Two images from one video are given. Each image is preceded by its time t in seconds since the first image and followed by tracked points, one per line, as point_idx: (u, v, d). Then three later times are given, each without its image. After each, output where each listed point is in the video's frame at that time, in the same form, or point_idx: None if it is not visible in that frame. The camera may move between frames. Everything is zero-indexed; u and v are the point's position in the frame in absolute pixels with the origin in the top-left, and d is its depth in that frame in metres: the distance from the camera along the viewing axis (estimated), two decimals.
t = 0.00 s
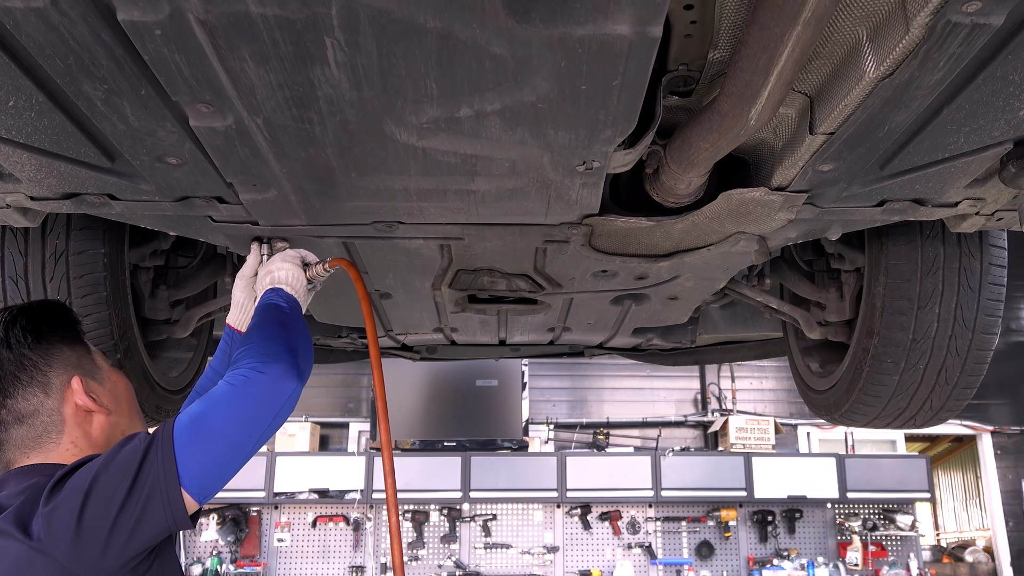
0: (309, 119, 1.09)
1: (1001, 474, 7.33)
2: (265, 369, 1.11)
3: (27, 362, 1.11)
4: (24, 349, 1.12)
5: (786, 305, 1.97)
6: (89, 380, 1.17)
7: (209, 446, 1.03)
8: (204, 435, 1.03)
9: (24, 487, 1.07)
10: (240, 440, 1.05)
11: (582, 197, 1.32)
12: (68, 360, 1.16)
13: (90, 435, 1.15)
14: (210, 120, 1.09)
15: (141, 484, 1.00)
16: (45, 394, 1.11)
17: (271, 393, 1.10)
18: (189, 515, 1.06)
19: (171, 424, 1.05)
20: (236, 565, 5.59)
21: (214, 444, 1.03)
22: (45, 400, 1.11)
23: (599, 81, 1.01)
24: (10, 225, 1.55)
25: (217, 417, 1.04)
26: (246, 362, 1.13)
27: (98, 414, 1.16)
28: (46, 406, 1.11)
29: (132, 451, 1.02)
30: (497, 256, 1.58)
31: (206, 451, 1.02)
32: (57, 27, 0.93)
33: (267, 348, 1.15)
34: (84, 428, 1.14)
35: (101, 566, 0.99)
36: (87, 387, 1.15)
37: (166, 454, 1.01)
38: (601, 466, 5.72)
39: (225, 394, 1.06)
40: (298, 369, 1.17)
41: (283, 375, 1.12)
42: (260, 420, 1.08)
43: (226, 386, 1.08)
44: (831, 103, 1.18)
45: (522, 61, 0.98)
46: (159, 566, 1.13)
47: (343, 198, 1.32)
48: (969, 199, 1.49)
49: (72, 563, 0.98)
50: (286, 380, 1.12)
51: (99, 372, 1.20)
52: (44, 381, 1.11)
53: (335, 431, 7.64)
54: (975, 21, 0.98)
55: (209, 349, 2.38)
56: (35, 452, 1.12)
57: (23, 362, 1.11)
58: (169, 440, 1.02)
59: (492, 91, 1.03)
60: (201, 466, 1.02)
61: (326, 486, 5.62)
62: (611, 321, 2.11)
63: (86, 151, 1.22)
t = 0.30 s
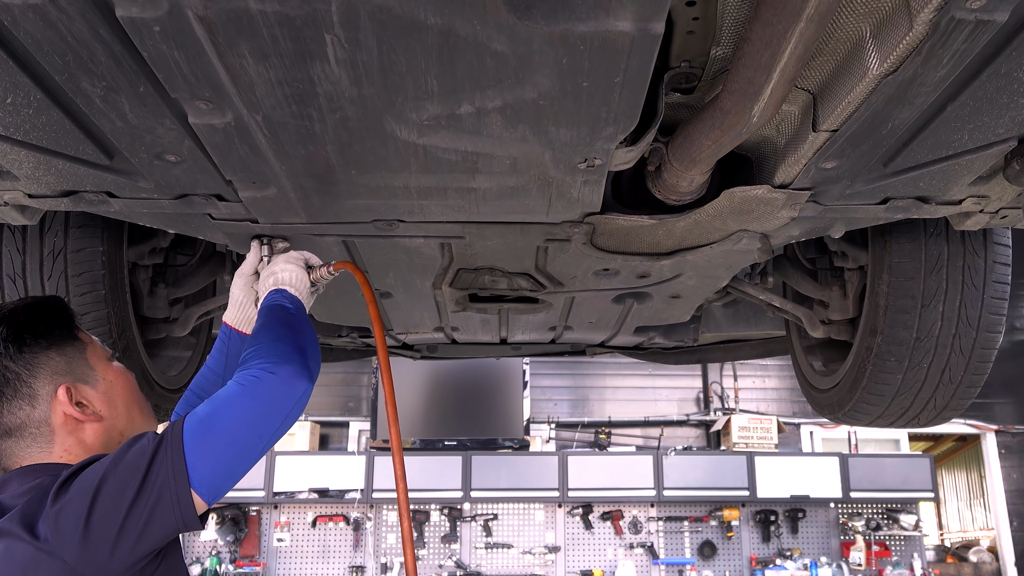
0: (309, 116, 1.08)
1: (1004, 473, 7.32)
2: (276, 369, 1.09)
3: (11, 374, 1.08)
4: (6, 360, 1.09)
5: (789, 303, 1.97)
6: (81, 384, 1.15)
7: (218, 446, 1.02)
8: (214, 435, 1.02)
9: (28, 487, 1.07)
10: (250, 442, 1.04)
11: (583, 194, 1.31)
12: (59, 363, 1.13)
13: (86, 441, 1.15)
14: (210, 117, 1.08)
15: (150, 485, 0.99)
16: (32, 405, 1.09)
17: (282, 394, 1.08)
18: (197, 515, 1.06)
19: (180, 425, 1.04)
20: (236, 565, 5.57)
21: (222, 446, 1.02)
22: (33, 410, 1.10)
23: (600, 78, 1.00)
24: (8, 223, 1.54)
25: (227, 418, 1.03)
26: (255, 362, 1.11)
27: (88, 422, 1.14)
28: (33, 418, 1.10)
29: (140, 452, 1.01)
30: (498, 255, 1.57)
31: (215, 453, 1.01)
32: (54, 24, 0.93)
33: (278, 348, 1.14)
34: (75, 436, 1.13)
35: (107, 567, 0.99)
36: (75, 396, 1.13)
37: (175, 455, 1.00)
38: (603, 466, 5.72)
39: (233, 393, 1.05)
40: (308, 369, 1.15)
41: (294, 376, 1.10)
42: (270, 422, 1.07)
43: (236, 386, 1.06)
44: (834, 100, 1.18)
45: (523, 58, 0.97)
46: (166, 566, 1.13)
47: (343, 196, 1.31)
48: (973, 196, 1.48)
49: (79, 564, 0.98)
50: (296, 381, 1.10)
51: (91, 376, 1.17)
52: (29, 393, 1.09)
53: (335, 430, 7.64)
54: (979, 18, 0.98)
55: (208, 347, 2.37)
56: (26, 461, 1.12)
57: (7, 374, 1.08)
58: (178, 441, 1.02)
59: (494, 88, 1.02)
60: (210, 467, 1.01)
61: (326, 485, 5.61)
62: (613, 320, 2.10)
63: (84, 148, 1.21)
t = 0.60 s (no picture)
0: (309, 114, 1.08)
1: (1009, 473, 7.30)
2: (318, 442, 1.06)
3: (11, 371, 1.06)
4: (7, 356, 1.06)
5: (792, 302, 1.96)
6: (84, 389, 1.11)
7: (238, 505, 1.00)
8: (237, 494, 1.00)
9: (27, 488, 1.04)
10: (266, 512, 1.01)
11: (585, 192, 1.30)
12: (66, 364, 1.10)
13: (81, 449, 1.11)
14: (209, 115, 1.07)
15: (163, 526, 0.97)
16: (29, 406, 1.07)
17: (314, 471, 1.05)
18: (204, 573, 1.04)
19: (211, 473, 1.03)
20: (236, 565, 5.50)
21: (244, 506, 1.00)
22: (27, 412, 1.07)
23: (601, 75, 0.99)
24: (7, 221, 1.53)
25: (249, 480, 1.02)
26: (298, 424, 1.09)
27: (83, 430, 1.10)
28: (27, 420, 1.07)
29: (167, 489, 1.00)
30: (500, 255, 1.57)
31: (228, 515, 0.99)
32: (53, 20, 0.92)
33: (327, 417, 1.11)
34: (71, 443, 1.10)
35: None
36: (71, 403, 1.09)
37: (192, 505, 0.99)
38: (604, 465, 5.72)
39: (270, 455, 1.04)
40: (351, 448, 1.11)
41: (332, 456, 1.06)
42: (291, 497, 1.03)
43: (276, 446, 1.05)
44: (837, 97, 1.17)
45: (524, 55, 0.96)
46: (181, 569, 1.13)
47: (343, 195, 1.31)
48: (977, 194, 1.47)
49: None
50: (333, 461, 1.06)
51: (97, 381, 1.12)
52: (27, 394, 1.07)
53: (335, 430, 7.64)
54: (983, 14, 0.97)
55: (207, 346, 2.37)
56: (21, 463, 1.09)
57: (6, 371, 1.06)
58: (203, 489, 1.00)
59: (494, 85, 1.02)
60: (224, 526, 0.99)
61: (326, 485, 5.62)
62: (615, 319, 2.09)
63: (83, 145, 1.21)
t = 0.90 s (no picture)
0: (309, 110, 1.07)
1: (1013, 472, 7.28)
2: (273, 400, 1.07)
3: (80, 395, 1.13)
4: (74, 382, 1.12)
5: (795, 299, 1.95)
6: (150, 406, 1.16)
7: (213, 482, 1.00)
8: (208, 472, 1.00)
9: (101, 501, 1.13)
10: (242, 483, 1.01)
11: (587, 188, 1.29)
12: (131, 384, 1.14)
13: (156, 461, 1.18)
14: (208, 112, 1.07)
15: (161, 518, 0.99)
16: (101, 425, 1.14)
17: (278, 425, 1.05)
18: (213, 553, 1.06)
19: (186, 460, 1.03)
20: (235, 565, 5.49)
21: (217, 481, 1.00)
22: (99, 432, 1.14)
23: (603, 72, 0.99)
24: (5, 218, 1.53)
25: (219, 452, 1.01)
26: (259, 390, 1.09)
27: (151, 445, 1.16)
28: (101, 438, 1.15)
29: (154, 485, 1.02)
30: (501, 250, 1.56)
31: (208, 489, 1.00)
32: (51, 17, 0.91)
33: (279, 375, 1.10)
34: (142, 456, 1.16)
35: None
36: (137, 422, 1.14)
37: (174, 497, 1.00)
38: (605, 464, 5.72)
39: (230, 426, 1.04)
40: (308, 400, 1.10)
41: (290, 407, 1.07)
42: (261, 459, 1.03)
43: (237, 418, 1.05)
44: (840, 94, 1.16)
45: (526, 52, 0.95)
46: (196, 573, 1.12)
47: (343, 191, 1.30)
48: (981, 191, 1.46)
49: None
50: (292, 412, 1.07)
51: (162, 397, 1.17)
52: (97, 416, 1.13)
53: (336, 428, 7.63)
54: (987, 10, 0.96)
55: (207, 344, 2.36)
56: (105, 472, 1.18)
57: (76, 395, 1.13)
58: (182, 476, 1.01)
59: (495, 82, 1.01)
60: (208, 504, 1.00)
61: (325, 484, 5.62)
62: (616, 316, 2.09)
63: (81, 143, 1.20)
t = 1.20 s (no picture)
0: (308, 107, 1.06)
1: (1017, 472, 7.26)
2: (319, 382, 1.06)
3: (50, 390, 1.12)
4: (43, 377, 1.11)
5: (798, 298, 1.95)
6: (125, 397, 1.15)
7: (252, 463, 0.99)
8: (248, 454, 0.99)
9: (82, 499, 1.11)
10: (287, 460, 1.01)
11: (588, 185, 1.28)
12: (104, 376, 1.14)
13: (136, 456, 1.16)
14: (206, 109, 1.06)
15: (184, 504, 0.98)
16: (75, 421, 1.13)
17: (322, 408, 1.04)
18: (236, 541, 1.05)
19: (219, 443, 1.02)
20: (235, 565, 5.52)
21: (258, 464, 0.99)
22: (74, 428, 1.13)
23: (605, 69, 0.98)
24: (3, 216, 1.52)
25: (261, 434, 1.00)
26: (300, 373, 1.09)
27: (130, 439, 1.15)
28: (78, 434, 1.13)
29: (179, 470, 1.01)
30: (502, 248, 1.55)
31: (249, 472, 0.99)
32: (49, 13, 0.91)
33: (326, 357, 1.11)
34: (122, 451, 1.15)
35: None
36: (112, 414, 1.13)
37: (206, 477, 0.99)
38: (607, 464, 5.71)
39: (272, 407, 1.03)
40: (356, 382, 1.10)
41: (337, 389, 1.06)
42: (306, 438, 1.03)
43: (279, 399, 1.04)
44: (843, 91, 1.15)
45: (527, 48, 0.94)
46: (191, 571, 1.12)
47: (343, 189, 1.29)
48: (985, 189, 1.45)
49: None
50: (339, 395, 1.06)
51: (137, 387, 1.16)
52: (70, 412, 1.12)
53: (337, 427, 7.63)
54: (991, 7, 0.95)
55: (206, 341, 2.35)
56: (87, 473, 1.17)
57: (46, 390, 1.12)
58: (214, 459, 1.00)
59: (496, 79, 1.00)
60: (246, 487, 0.99)
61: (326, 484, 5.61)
62: (618, 315, 2.08)
63: (79, 140, 1.19)
